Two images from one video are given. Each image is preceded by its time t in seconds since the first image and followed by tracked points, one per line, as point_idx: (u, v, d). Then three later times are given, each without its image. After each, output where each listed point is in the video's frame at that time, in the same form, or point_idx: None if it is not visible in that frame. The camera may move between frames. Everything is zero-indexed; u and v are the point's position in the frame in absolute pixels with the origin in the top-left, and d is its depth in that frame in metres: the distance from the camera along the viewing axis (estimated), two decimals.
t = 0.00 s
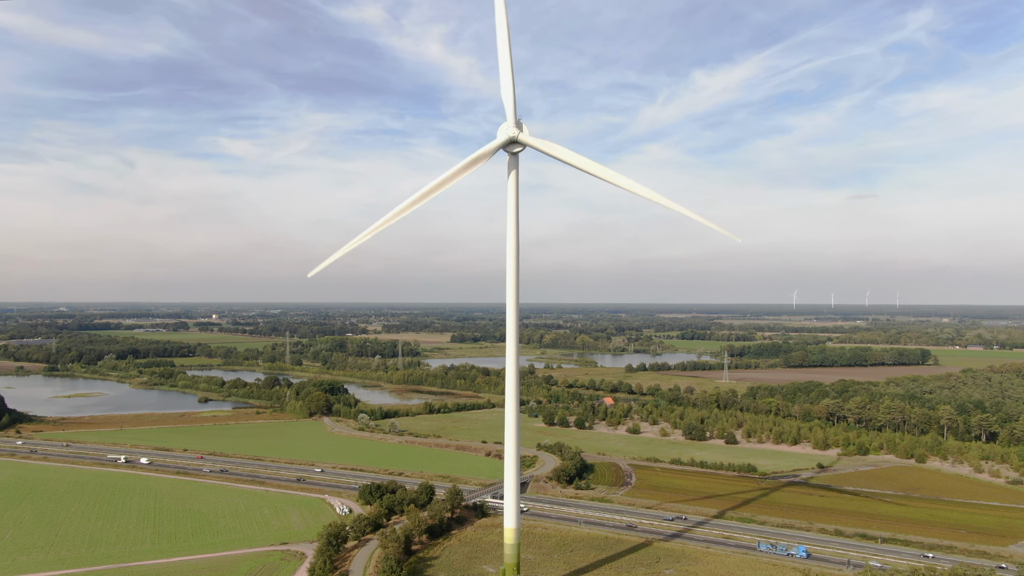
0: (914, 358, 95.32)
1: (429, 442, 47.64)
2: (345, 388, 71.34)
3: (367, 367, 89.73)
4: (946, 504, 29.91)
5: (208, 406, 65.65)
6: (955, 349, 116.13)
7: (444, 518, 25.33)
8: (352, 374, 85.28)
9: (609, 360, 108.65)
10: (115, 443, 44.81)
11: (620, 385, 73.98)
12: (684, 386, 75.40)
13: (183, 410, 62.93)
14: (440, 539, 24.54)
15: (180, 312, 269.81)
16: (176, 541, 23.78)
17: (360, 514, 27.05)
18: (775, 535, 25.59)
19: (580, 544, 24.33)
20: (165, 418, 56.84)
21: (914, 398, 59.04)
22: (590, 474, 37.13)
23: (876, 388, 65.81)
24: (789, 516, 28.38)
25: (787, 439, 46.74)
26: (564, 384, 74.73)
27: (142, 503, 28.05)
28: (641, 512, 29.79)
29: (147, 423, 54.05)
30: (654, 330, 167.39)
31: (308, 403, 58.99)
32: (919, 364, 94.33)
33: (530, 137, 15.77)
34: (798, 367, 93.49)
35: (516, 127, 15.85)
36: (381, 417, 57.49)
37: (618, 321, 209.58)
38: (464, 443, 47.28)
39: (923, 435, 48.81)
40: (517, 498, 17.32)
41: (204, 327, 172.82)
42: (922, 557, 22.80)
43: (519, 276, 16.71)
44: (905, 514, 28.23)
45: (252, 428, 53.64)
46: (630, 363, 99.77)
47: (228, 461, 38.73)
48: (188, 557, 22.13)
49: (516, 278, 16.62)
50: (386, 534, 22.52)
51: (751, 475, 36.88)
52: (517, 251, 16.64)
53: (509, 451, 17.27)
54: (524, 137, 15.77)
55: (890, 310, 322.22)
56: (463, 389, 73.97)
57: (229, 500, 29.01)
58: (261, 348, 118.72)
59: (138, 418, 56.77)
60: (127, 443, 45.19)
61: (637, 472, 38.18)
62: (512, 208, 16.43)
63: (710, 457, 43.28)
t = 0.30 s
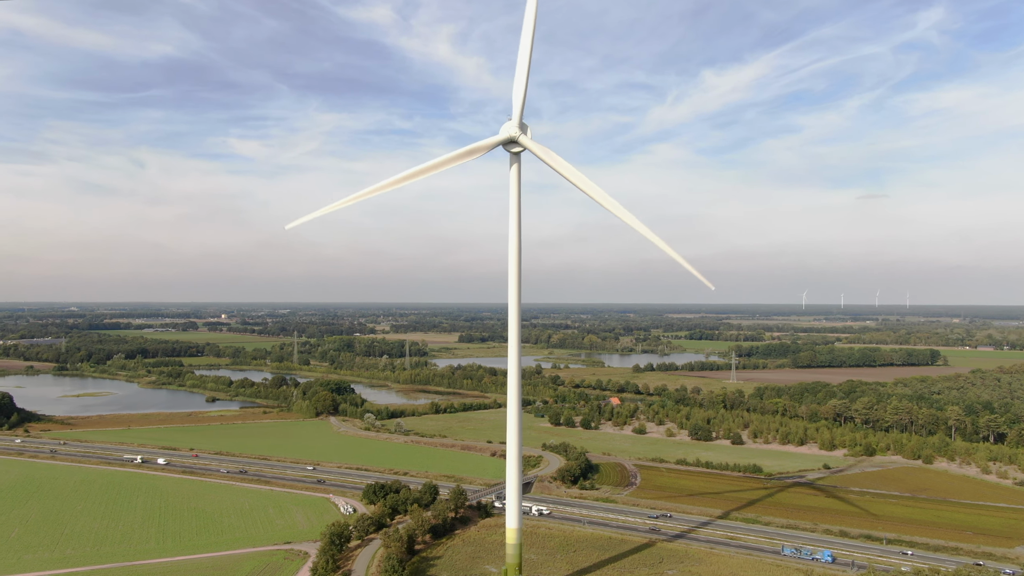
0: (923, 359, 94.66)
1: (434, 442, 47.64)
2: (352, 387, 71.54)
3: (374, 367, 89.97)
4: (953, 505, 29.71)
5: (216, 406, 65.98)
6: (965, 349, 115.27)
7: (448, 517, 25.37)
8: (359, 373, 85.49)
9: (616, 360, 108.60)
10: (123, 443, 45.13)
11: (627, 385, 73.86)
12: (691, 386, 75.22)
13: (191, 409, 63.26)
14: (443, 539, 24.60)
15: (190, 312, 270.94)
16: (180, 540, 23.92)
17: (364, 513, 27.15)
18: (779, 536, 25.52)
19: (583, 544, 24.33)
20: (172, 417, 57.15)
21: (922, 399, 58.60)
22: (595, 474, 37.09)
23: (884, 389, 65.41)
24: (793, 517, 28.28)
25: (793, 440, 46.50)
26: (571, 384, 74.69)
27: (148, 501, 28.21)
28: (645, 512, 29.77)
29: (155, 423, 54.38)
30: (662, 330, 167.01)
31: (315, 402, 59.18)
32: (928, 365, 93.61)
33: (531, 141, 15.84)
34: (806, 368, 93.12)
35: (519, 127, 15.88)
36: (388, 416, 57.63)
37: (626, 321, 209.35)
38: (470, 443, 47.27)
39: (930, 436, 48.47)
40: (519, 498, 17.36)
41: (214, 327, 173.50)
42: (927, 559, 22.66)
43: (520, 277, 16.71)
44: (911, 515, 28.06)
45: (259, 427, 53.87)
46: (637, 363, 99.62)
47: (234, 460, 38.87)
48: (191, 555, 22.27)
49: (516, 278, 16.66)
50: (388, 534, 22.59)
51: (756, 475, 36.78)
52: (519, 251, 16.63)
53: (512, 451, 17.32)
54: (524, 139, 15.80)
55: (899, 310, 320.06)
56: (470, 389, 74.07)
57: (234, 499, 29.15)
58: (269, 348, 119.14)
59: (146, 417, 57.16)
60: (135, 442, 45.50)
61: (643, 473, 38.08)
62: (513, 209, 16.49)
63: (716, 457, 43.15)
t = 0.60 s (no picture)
0: (932, 360, 94.01)
1: (440, 442, 47.67)
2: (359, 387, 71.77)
3: (381, 367, 90.19)
4: (960, 507, 29.48)
5: (223, 405, 66.35)
6: (975, 350, 114.42)
7: (451, 518, 25.42)
8: (366, 373, 85.73)
9: (624, 360, 108.60)
10: (130, 442, 45.42)
11: (633, 386, 73.74)
12: (698, 387, 75.03)
13: (198, 409, 63.62)
14: (446, 539, 24.63)
15: (199, 312, 272.51)
16: (185, 539, 24.06)
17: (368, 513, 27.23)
18: (784, 536, 25.43)
19: (586, 545, 24.31)
20: (179, 417, 57.49)
21: (930, 400, 58.28)
22: (600, 475, 37.05)
23: (891, 390, 65.06)
24: (798, 518, 28.19)
25: (800, 441, 46.30)
26: (578, 384, 74.65)
27: (153, 501, 28.40)
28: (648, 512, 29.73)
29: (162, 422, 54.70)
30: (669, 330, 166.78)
31: (321, 402, 59.35)
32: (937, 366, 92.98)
33: (530, 146, 15.81)
34: (814, 368, 92.73)
35: (522, 130, 15.89)
36: (393, 417, 57.76)
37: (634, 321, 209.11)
38: (475, 443, 47.30)
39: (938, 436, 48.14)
40: (521, 498, 17.38)
41: (223, 326, 174.44)
42: (933, 560, 22.55)
43: (522, 278, 16.72)
44: (917, 516, 27.87)
45: (265, 427, 54.03)
46: (644, 364, 99.48)
47: (240, 459, 39.05)
48: (194, 554, 22.41)
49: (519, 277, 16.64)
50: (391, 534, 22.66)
51: (762, 476, 36.65)
52: (521, 253, 16.66)
53: (514, 452, 17.34)
54: (523, 142, 15.79)
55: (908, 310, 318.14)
56: (476, 389, 74.15)
57: (239, 498, 29.28)
58: (276, 347, 119.64)
59: (153, 416, 57.53)
60: (142, 442, 45.80)
61: (648, 473, 37.99)
62: (515, 212, 16.47)
63: (721, 458, 42.99)
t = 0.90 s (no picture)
0: (941, 361, 93.35)
1: (445, 442, 47.69)
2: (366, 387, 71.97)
3: (389, 367, 90.40)
4: (968, 509, 29.26)
5: (231, 405, 66.69)
6: (986, 351, 113.50)
7: (455, 517, 25.44)
8: (373, 373, 85.92)
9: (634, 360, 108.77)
10: (137, 441, 45.70)
11: (640, 386, 73.62)
12: (705, 387, 74.83)
13: (205, 408, 63.95)
14: (449, 539, 24.66)
15: (208, 311, 273.95)
16: (189, 538, 24.18)
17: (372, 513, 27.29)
18: (788, 537, 25.34)
19: (590, 545, 24.28)
20: (186, 416, 57.79)
21: (938, 401, 57.93)
22: (605, 475, 37.00)
23: (900, 390, 64.68)
24: (803, 519, 28.09)
25: (806, 441, 46.09)
26: (584, 384, 74.61)
27: (158, 500, 28.54)
28: (653, 513, 29.67)
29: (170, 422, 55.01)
30: (677, 330, 166.42)
31: (328, 402, 59.53)
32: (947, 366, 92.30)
33: (528, 148, 15.81)
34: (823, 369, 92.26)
35: (525, 131, 15.88)
36: (400, 416, 57.89)
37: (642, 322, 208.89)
38: (480, 443, 47.31)
39: (945, 437, 47.81)
40: (523, 499, 17.37)
41: (233, 326, 175.34)
42: (938, 562, 22.43)
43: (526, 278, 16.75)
44: (924, 518, 27.67)
45: (271, 426, 54.20)
46: (651, 364, 99.35)
47: (246, 459, 39.21)
48: (198, 554, 22.52)
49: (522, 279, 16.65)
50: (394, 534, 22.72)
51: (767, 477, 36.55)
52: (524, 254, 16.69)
53: (515, 453, 17.31)
54: (521, 142, 15.79)
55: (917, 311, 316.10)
56: (483, 389, 74.21)
57: (244, 498, 29.39)
58: (284, 347, 120.09)
59: (161, 416, 57.83)
60: (149, 441, 46.06)
61: (653, 473, 37.89)
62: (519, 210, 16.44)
63: (727, 458, 42.86)
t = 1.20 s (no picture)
0: (950, 361, 92.69)
1: (451, 442, 47.73)
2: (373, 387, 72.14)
3: (396, 367, 90.59)
4: (974, 509, 29.07)
5: (238, 404, 66.99)
6: (996, 351, 112.70)
7: (458, 517, 25.48)
8: (380, 373, 86.11)
9: (642, 360, 108.67)
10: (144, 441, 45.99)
11: (647, 386, 73.47)
12: (712, 387, 74.62)
13: (212, 408, 64.25)
14: (453, 539, 24.71)
15: (218, 311, 275.54)
16: (193, 537, 24.33)
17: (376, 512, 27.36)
18: (792, 538, 25.24)
19: (593, 545, 24.27)
20: (193, 416, 58.06)
21: (946, 401, 57.60)
22: (609, 475, 36.96)
23: (907, 391, 64.33)
24: (808, 520, 27.96)
25: (812, 442, 45.87)
26: (591, 384, 74.55)
27: (163, 499, 28.71)
28: (657, 513, 29.62)
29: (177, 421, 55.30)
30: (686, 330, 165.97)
31: (334, 402, 59.68)
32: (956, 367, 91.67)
33: (526, 149, 15.81)
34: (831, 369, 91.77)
35: (526, 132, 15.89)
36: (406, 416, 58.00)
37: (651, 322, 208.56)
38: (486, 443, 47.34)
39: (953, 438, 47.50)
40: (525, 500, 17.42)
41: (242, 326, 176.09)
42: (942, 563, 22.32)
43: (526, 279, 16.76)
44: (929, 519, 27.53)
45: (277, 426, 54.39)
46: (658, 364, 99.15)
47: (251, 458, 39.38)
48: (202, 552, 22.67)
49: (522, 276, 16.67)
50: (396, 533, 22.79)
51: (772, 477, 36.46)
52: (525, 257, 16.72)
53: (517, 454, 17.36)
54: (519, 142, 15.82)
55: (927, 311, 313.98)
56: (490, 389, 74.27)
57: (249, 497, 29.53)
58: (292, 347, 120.49)
59: (168, 416, 58.07)
60: (156, 440, 46.31)
61: (658, 474, 37.82)
62: (519, 211, 16.52)
63: (732, 459, 42.71)
